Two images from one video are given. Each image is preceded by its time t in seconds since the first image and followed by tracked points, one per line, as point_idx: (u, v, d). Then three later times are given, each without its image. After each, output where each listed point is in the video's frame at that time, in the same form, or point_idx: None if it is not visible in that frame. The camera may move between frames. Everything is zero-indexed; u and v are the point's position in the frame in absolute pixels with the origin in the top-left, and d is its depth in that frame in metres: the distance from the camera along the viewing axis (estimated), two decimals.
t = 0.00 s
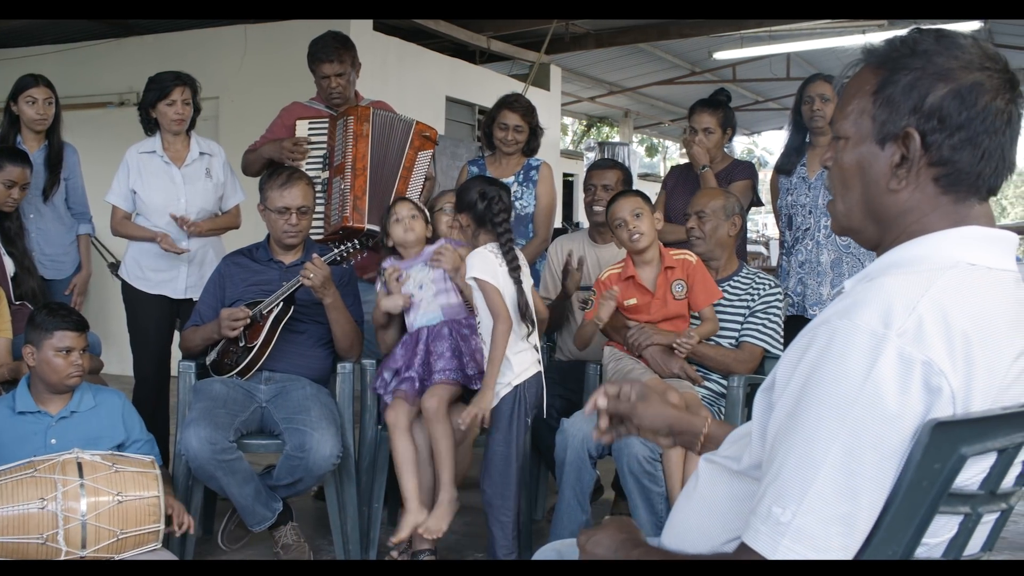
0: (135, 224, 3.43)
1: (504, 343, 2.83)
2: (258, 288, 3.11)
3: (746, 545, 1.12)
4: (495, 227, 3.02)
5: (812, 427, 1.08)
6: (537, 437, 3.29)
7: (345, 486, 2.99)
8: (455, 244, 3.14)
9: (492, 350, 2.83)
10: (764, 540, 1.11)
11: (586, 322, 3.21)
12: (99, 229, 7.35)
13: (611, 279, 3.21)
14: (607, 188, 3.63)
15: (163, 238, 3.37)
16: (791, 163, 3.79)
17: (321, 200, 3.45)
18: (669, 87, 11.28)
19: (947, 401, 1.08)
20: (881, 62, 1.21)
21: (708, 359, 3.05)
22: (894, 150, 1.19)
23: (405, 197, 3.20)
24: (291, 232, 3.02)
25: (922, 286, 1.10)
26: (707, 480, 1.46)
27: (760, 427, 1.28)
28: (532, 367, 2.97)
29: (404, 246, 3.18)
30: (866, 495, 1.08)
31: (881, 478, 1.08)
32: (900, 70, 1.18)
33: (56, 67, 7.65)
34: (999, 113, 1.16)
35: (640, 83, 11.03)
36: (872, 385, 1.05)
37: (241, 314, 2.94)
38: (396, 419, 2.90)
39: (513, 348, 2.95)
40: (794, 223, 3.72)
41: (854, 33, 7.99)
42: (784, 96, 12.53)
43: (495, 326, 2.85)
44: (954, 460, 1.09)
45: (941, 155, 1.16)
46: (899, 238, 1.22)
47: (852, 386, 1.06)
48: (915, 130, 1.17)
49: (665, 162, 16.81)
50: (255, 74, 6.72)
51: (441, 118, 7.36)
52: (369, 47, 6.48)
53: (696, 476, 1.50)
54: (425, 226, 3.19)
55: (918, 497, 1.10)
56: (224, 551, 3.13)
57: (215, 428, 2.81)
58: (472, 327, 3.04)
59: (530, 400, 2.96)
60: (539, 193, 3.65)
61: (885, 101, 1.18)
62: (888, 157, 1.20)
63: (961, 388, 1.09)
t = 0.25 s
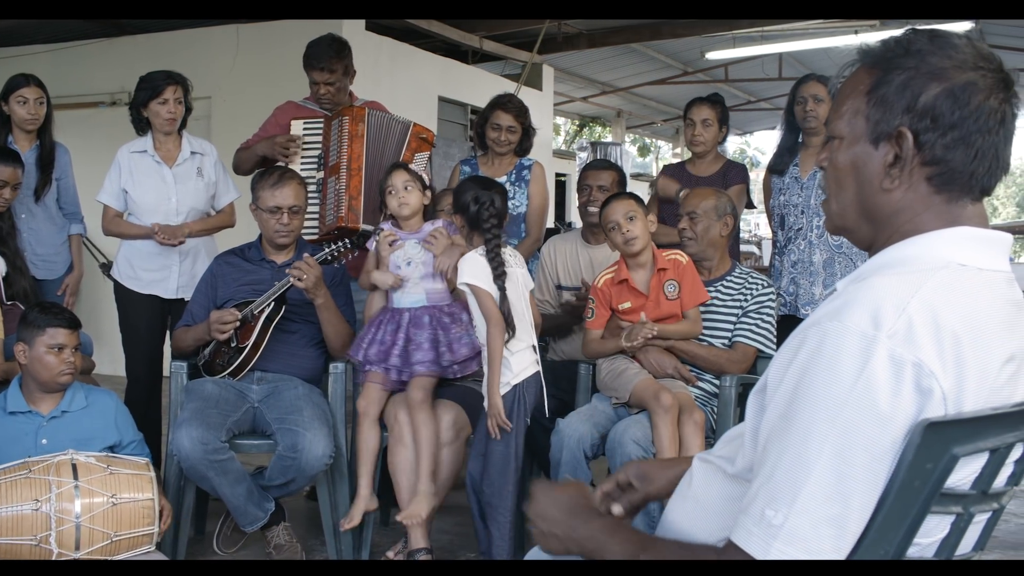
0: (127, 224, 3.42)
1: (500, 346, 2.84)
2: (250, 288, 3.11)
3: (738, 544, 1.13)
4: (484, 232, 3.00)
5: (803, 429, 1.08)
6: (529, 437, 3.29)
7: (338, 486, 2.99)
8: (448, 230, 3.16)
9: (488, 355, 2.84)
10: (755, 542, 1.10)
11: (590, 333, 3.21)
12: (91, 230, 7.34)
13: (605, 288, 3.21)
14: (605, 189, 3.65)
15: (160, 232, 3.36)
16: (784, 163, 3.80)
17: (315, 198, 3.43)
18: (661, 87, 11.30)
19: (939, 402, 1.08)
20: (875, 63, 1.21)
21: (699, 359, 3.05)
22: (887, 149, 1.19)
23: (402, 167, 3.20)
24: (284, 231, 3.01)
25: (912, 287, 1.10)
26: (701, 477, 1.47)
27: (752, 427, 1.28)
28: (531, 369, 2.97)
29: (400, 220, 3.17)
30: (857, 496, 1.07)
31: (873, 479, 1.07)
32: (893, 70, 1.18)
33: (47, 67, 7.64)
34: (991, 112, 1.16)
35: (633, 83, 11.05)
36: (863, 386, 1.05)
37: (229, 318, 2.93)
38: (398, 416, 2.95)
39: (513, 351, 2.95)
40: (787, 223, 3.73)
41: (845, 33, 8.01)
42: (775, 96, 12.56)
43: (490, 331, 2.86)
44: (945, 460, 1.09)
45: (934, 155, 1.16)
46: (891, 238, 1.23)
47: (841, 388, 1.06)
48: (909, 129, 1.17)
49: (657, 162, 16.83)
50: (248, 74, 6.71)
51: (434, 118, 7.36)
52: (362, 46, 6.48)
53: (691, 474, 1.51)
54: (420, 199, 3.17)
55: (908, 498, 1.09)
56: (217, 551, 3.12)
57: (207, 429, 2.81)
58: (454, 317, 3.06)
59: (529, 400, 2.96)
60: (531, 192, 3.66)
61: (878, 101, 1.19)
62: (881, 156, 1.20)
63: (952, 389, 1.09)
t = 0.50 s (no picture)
0: (121, 224, 3.42)
1: (498, 343, 2.87)
2: (245, 288, 3.11)
3: (735, 538, 1.13)
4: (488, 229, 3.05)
5: (805, 425, 1.08)
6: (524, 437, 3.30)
7: (334, 486, 2.99)
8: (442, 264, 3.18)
9: (484, 351, 2.87)
10: (751, 535, 1.11)
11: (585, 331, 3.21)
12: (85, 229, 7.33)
13: (603, 286, 3.21)
14: (601, 187, 3.64)
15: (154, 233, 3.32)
16: (779, 162, 3.80)
17: (311, 199, 3.44)
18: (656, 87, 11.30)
19: (939, 402, 1.07)
20: (872, 61, 1.21)
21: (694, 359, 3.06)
22: (881, 150, 1.19)
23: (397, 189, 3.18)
24: (277, 231, 3.01)
25: (915, 287, 1.09)
26: (694, 479, 1.46)
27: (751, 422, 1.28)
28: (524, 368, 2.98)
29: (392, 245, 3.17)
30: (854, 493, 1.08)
31: (870, 477, 1.08)
32: (889, 70, 1.18)
33: (41, 66, 7.62)
34: (987, 114, 1.16)
35: (628, 83, 11.06)
36: (866, 384, 1.05)
37: (224, 322, 2.92)
38: (387, 415, 2.96)
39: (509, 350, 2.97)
40: (782, 223, 3.74)
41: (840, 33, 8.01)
42: (770, 96, 12.57)
43: (489, 326, 2.89)
44: (942, 461, 1.08)
45: (928, 156, 1.16)
46: (888, 238, 1.23)
47: (844, 386, 1.06)
48: (902, 131, 1.17)
49: (652, 161, 16.85)
50: (243, 74, 6.71)
51: (429, 118, 7.36)
52: (358, 46, 6.48)
53: (684, 476, 1.50)
54: (413, 226, 3.16)
55: (903, 499, 1.09)
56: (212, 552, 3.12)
57: (202, 429, 2.80)
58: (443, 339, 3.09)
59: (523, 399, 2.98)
60: (527, 192, 3.66)
61: (873, 101, 1.19)
62: (876, 157, 1.20)
63: (953, 390, 1.09)
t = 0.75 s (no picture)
0: (118, 224, 3.42)
1: (512, 339, 2.89)
2: (243, 288, 3.11)
3: (734, 543, 1.12)
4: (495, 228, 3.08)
5: (806, 430, 1.08)
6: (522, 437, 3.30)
7: (332, 486, 2.99)
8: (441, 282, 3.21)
9: (498, 349, 2.89)
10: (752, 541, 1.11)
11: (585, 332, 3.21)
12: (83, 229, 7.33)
13: (602, 287, 3.21)
14: (596, 187, 3.64)
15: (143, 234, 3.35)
16: (777, 163, 3.81)
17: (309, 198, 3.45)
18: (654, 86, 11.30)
19: (938, 403, 1.08)
20: (868, 62, 1.22)
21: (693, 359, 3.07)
22: (875, 152, 1.20)
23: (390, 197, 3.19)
24: (275, 232, 3.01)
25: (914, 290, 1.10)
26: (691, 476, 1.47)
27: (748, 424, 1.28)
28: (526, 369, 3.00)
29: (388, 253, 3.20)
30: (856, 497, 1.08)
31: (871, 481, 1.08)
32: (884, 71, 1.18)
33: (39, 66, 7.62)
34: (980, 117, 1.15)
35: (626, 83, 11.06)
36: (866, 389, 1.05)
37: (222, 325, 2.92)
38: (387, 417, 2.97)
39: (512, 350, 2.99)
40: (779, 223, 3.74)
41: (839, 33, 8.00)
42: (769, 96, 12.57)
43: (502, 325, 2.91)
44: (939, 461, 1.08)
45: (919, 159, 1.17)
46: (885, 240, 1.23)
47: (845, 391, 1.06)
48: (893, 134, 1.17)
49: (650, 161, 16.86)
50: (241, 74, 6.71)
51: (427, 117, 7.36)
52: (355, 46, 6.48)
53: (682, 475, 1.50)
54: (407, 235, 3.18)
55: (902, 500, 1.09)
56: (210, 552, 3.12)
57: (200, 429, 2.80)
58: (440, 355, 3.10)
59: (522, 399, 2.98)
60: (526, 191, 3.67)
61: (867, 102, 1.19)
62: (869, 158, 1.20)
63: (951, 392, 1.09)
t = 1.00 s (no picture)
0: (117, 224, 3.42)
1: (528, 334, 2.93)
2: (243, 288, 3.11)
3: (735, 544, 1.12)
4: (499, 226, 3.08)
5: (807, 432, 1.08)
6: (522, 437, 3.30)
7: (332, 487, 2.99)
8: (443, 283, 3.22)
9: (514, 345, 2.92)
10: (754, 543, 1.11)
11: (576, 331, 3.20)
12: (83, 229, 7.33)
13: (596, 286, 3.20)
14: (591, 187, 3.65)
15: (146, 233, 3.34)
16: (777, 162, 3.81)
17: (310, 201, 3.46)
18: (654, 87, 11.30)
19: (940, 404, 1.08)
20: (872, 61, 1.22)
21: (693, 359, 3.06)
22: (876, 151, 1.20)
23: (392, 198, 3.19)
24: (273, 235, 3.02)
25: (916, 291, 1.10)
26: (690, 474, 1.47)
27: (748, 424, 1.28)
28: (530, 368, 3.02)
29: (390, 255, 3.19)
30: (858, 498, 1.08)
31: (872, 482, 1.08)
32: (887, 70, 1.19)
33: (39, 66, 7.62)
34: (982, 117, 1.15)
35: (626, 83, 11.06)
36: (868, 390, 1.05)
37: (224, 318, 2.91)
38: (384, 416, 2.99)
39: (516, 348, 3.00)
40: (780, 222, 3.74)
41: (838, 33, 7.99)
42: (769, 96, 12.56)
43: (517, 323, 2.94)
44: (939, 461, 1.08)
45: (920, 159, 1.17)
46: (886, 239, 1.23)
47: (847, 392, 1.06)
48: (894, 133, 1.17)
49: (650, 161, 16.86)
50: (240, 74, 6.71)
51: (427, 118, 7.36)
52: (355, 47, 6.48)
53: (682, 473, 1.50)
54: (409, 235, 3.17)
55: (903, 500, 1.09)
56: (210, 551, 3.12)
57: (200, 429, 2.80)
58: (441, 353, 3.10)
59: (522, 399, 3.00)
60: (525, 192, 3.67)
61: (870, 101, 1.19)
62: (871, 157, 1.20)
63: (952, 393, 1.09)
